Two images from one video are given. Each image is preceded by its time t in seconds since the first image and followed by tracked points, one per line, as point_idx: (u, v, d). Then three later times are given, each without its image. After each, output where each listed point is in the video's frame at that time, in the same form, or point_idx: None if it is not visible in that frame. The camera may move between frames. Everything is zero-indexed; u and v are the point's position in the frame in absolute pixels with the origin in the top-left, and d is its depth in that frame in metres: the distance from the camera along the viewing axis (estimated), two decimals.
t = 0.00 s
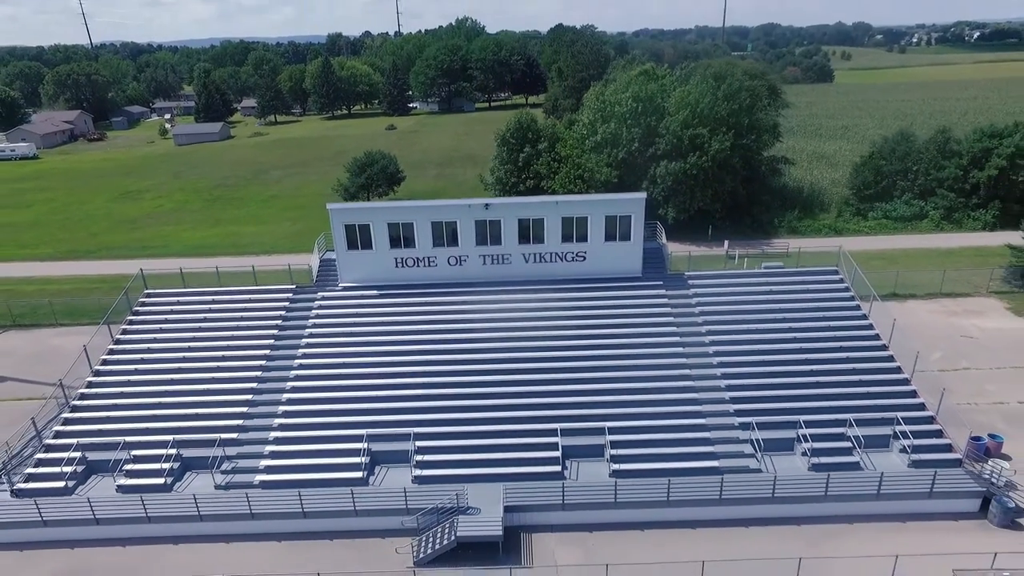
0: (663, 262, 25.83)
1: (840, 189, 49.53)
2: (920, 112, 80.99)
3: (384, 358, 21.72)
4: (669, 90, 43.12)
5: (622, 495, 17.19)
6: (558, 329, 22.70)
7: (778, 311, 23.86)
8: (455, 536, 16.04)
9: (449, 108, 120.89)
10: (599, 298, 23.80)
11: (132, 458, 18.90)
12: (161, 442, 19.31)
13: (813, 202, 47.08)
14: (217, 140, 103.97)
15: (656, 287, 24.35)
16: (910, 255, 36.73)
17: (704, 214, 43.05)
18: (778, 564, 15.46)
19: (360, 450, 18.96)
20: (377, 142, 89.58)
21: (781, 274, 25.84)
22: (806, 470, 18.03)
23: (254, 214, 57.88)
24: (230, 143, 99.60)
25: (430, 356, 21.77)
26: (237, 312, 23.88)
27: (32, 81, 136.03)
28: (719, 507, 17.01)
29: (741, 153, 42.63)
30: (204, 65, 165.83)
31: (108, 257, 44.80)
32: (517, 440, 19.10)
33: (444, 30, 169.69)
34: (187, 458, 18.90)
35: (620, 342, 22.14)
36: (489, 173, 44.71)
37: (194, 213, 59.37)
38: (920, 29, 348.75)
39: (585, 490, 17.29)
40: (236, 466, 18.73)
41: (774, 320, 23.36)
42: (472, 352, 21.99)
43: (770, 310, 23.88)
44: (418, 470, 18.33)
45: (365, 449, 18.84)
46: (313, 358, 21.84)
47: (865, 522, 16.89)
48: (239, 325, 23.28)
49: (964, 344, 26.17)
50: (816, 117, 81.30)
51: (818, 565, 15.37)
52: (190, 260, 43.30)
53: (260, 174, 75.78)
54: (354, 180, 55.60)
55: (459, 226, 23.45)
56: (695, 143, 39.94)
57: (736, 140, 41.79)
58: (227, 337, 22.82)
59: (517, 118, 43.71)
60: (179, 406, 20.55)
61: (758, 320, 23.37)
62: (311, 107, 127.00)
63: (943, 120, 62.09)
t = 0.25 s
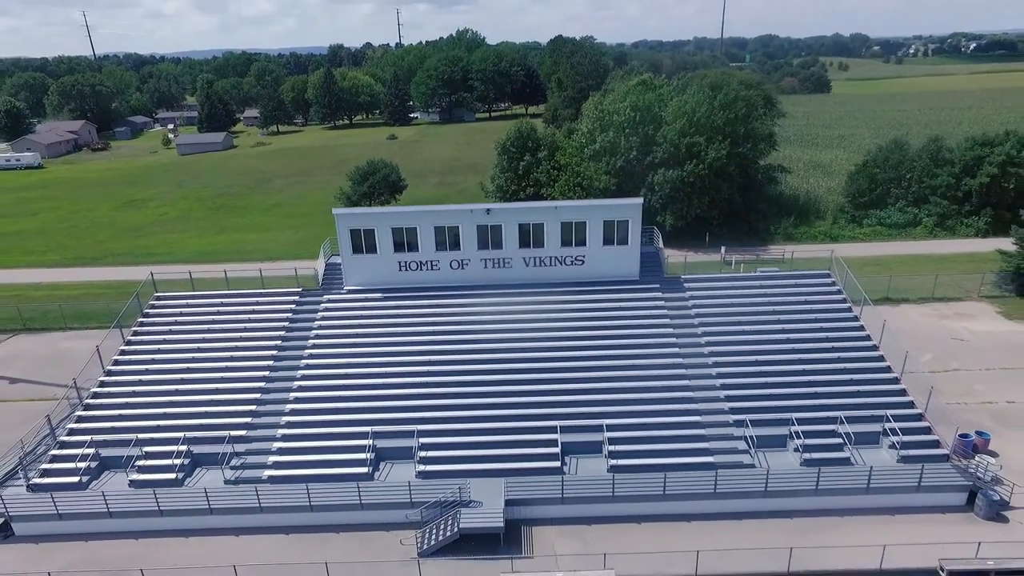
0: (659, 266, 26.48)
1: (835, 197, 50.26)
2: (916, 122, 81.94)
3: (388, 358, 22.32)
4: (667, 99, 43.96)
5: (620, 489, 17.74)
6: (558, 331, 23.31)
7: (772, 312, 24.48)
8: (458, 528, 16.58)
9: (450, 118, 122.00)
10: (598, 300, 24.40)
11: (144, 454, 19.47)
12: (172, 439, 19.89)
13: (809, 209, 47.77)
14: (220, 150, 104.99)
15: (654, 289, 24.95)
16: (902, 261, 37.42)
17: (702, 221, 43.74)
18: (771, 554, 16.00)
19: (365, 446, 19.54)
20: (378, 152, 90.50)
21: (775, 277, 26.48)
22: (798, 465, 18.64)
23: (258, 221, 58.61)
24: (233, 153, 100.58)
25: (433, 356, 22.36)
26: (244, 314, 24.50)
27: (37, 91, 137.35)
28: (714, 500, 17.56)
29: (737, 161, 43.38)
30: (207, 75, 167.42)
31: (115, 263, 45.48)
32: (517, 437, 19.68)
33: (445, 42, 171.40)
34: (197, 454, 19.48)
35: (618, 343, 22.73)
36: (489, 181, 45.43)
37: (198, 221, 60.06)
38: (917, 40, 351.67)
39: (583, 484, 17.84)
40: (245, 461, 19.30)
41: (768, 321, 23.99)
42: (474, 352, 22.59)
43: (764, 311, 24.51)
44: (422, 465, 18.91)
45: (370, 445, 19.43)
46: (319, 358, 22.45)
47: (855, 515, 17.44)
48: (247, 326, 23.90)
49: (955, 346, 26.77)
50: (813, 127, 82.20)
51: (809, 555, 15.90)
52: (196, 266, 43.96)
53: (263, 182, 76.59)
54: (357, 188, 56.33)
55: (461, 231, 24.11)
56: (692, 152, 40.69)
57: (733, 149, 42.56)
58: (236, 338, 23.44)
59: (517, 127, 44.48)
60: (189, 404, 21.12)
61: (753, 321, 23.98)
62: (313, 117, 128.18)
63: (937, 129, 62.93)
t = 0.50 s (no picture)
0: (656, 271, 27.28)
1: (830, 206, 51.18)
2: (910, 134, 83.12)
3: (393, 358, 23.08)
4: (664, 111, 45.01)
5: (617, 482, 18.44)
6: (557, 332, 24.07)
7: (764, 314, 25.25)
8: (462, 518, 17.27)
9: (451, 130, 123.37)
10: (596, 303, 25.17)
11: (158, 450, 20.19)
12: (185, 436, 20.61)
13: (804, 218, 48.65)
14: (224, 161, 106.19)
15: (650, 293, 25.72)
16: (895, 268, 38.22)
17: (699, 230, 44.60)
18: (762, 543, 16.69)
19: (371, 442, 20.28)
20: (381, 163, 91.66)
21: (768, 281, 27.28)
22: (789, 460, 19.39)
23: (263, 231, 59.51)
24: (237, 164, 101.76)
25: (436, 357, 23.12)
26: (254, 317, 25.27)
27: (42, 104, 138.85)
28: (707, 493, 18.26)
29: (733, 171, 44.32)
30: (211, 89, 169.22)
31: (122, 271, 46.28)
32: (518, 433, 20.40)
33: (446, 56, 173.54)
34: (209, 450, 20.19)
35: (615, 344, 23.48)
36: (490, 191, 46.33)
37: (203, 231, 60.94)
38: (913, 53, 354.87)
39: (582, 477, 18.55)
40: (255, 457, 20.00)
41: (761, 323, 24.76)
42: (476, 353, 23.35)
43: (757, 313, 25.27)
44: (427, 461, 19.63)
45: (376, 442, 20.17)
46: (327, 358, 23.19)
47: (843, 507, 18.14)
48: (256, 329, 24.68)
49: (943, 349, 27.53)
50: (810, 139, 83.33)
51: (798, 544, 16.58)
52: (203, 273, 44.78)
53: (267, 193, 77.61)
54: (360, 198, 57.26)
55: (464, 236, 24.95)
56: (689, 162, 41.63)
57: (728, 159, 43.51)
58: (245, 340, 24.19)
59: (518, 138, 45.45)
60: (201, 403, 21.85)
61: (746, 323, 24.74)
62: (315, 129, 129.58)
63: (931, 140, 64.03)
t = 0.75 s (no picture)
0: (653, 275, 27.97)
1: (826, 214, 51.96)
2: (907, 143, 83.99)
3: (397, 360, 23.74)
4: (661, 121, 45.89)
5: (614, 477, 19.04)
6: (556, 334, 24.73)
7: (759, 316, 25.90)
8: (464, 512, 17.87)
9: (452, 140, 124.35)
10: (595, 306, 25.85)
11: (169, 448, 20.81)
12: (195, 434, 21.24)
13: (800, 225, 49.41)
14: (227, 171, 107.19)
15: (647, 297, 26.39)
16: (889, 274, 38.92)
17: (696, 237, 45.34)
18: (754, 535, 17.29)
19: (376, 440, 20.93)
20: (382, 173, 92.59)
21: (762, 283, 27.93)
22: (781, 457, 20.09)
23: (266, 239, 60.30)
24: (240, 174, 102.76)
25: (439, 358, 23.78)
26: (261, 319, 25.95)
27: (46, 114, 140.10)
28: (701, 488, 18.87)
29: (729, 180, 45.13)
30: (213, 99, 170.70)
31: (129, 278, 47.03)
32: (518, 431, 21.04)
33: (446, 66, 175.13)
34: (219, 447, 20.83)
35: (613, 346, 24.12)
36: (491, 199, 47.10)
37: (208, 239, 61.74)
38: (910, 64, 357.32)
39: (580, 473, 19.16)
40: (263, 454, 20.61)
41: (755, 325, 25.42)
42: (477, 354, 23.98)
43: (752, 315, 25.92)
44: (430, 457, 20.27)
45: (381, 439, 20.83)
46: (333, 359, 23.85)
47: (833, 501, 18.75)
48: (263, 331, 25.35)
49: (934, 352, 28.16)
50: (806, 148, 84.25)
51: (789, 536, 17.17)
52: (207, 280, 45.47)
53: (270, 202, 78.48)
54: (362, 207, 58.06)
55: (465, 241, 25.67)
56: (686, 170, 42.44)
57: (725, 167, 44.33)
58: (253, 341, 24.87)
59: (518, 147, 46.28)
60: (210, 403, 22.48)
61: (740, 324, 25.40)
62: (317, 139, 130.70)
63: (925, 150, 64.91)
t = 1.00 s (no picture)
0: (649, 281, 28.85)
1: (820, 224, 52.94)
2: (903, 155, 85.11)
3: (402, 361, 24.55)
4: (658, 133, 47.00)
5: (611, 473, 19.77)
6: (556, 337, 25.55)
7: (752, 320, 26.75)
8: (466, 504, 18.61)
9: (453, 152, 125.39)
10: (593, 310, 26.67)
11: (183, 445, 21.60)
12: (207, 432, 22.03)
13: (794, 235, 50.35)
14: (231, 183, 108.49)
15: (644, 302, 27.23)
16: (881, 282, 39.79)
17: (693, 246, 46.26)
18: (745, 527, 18.02)
19: (382, 438, 21.71)
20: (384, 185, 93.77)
21: (756, 289, 28.78)
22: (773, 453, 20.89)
23: (271, 248, 61.32)
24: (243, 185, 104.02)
25: (442, 360, 24.60)
26: (269, 323, 26.80)
27: (52, 127, 141.81)
28: (695, 483, 19.62)
29: (725, 190, 46.15)
30: (217, 112, 172.70)
31: (137, 287, 47.99)
32: (519, 429, 21.81)
33: (448, 80, 177.22)
34: (230, 445, 21.63)
35: (610, 348, 24.93)
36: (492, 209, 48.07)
37: (213, 248, 62.78)
38: (907, 77, 360.28)
39: (578, 469, 19.91)
40: (273, 451, 21.39)
41: (748, 328, 26.24)
42: (479, 357, 24.80)
43: (745, 319, 26.76)
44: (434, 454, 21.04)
45: (387, 437, 21.60)
46: (339, 361, 24.67)
47: (821, 495, 19.50)
48: (272, 334, 26.20)
49: (923, 356, 28.98)
50: (802, 160, 85.36)
51: (778, 528, 17.91)
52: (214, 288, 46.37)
53: (273, 213, 79.59)
54: (365, 217, 59.06)
55: (468, 248, 26.57)
56: (682, 181, 43.45)
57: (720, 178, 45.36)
58: (262, 344, 25.71)
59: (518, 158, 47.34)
60: (221, 403, 23.29)
61: (734, 328, 26.22)
62: (320, 151, 132.11)
63: (920, 161, 65.94)
